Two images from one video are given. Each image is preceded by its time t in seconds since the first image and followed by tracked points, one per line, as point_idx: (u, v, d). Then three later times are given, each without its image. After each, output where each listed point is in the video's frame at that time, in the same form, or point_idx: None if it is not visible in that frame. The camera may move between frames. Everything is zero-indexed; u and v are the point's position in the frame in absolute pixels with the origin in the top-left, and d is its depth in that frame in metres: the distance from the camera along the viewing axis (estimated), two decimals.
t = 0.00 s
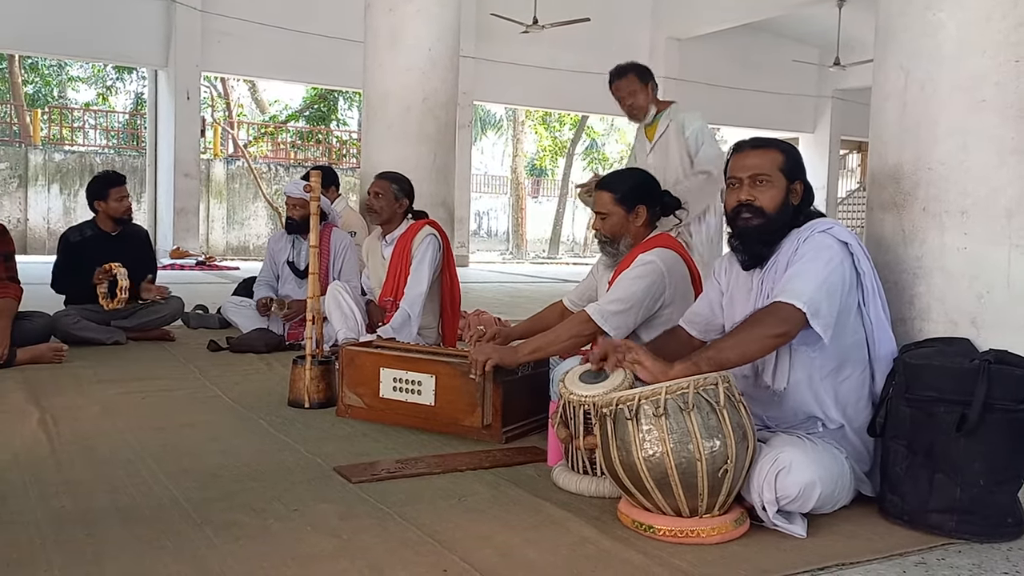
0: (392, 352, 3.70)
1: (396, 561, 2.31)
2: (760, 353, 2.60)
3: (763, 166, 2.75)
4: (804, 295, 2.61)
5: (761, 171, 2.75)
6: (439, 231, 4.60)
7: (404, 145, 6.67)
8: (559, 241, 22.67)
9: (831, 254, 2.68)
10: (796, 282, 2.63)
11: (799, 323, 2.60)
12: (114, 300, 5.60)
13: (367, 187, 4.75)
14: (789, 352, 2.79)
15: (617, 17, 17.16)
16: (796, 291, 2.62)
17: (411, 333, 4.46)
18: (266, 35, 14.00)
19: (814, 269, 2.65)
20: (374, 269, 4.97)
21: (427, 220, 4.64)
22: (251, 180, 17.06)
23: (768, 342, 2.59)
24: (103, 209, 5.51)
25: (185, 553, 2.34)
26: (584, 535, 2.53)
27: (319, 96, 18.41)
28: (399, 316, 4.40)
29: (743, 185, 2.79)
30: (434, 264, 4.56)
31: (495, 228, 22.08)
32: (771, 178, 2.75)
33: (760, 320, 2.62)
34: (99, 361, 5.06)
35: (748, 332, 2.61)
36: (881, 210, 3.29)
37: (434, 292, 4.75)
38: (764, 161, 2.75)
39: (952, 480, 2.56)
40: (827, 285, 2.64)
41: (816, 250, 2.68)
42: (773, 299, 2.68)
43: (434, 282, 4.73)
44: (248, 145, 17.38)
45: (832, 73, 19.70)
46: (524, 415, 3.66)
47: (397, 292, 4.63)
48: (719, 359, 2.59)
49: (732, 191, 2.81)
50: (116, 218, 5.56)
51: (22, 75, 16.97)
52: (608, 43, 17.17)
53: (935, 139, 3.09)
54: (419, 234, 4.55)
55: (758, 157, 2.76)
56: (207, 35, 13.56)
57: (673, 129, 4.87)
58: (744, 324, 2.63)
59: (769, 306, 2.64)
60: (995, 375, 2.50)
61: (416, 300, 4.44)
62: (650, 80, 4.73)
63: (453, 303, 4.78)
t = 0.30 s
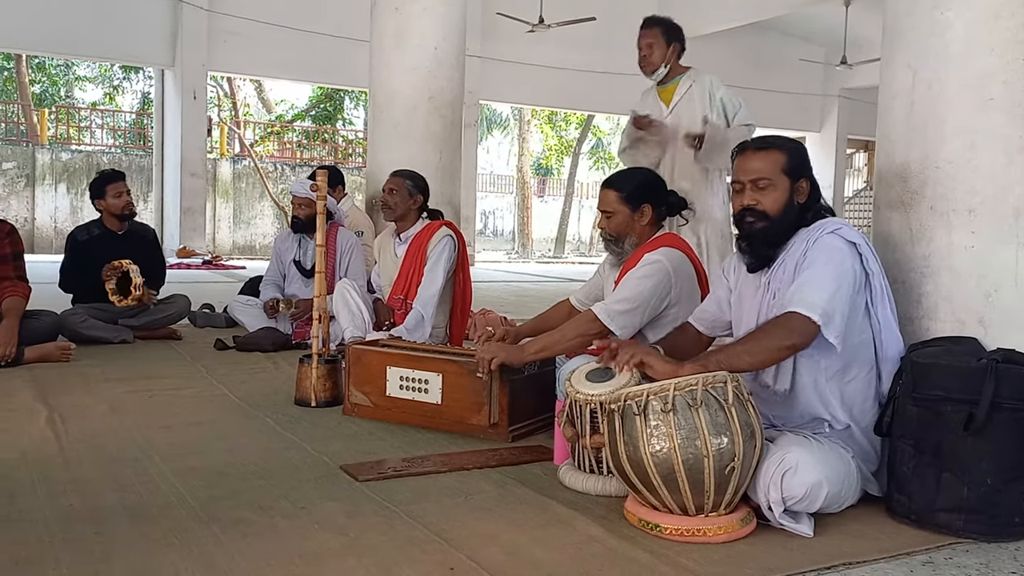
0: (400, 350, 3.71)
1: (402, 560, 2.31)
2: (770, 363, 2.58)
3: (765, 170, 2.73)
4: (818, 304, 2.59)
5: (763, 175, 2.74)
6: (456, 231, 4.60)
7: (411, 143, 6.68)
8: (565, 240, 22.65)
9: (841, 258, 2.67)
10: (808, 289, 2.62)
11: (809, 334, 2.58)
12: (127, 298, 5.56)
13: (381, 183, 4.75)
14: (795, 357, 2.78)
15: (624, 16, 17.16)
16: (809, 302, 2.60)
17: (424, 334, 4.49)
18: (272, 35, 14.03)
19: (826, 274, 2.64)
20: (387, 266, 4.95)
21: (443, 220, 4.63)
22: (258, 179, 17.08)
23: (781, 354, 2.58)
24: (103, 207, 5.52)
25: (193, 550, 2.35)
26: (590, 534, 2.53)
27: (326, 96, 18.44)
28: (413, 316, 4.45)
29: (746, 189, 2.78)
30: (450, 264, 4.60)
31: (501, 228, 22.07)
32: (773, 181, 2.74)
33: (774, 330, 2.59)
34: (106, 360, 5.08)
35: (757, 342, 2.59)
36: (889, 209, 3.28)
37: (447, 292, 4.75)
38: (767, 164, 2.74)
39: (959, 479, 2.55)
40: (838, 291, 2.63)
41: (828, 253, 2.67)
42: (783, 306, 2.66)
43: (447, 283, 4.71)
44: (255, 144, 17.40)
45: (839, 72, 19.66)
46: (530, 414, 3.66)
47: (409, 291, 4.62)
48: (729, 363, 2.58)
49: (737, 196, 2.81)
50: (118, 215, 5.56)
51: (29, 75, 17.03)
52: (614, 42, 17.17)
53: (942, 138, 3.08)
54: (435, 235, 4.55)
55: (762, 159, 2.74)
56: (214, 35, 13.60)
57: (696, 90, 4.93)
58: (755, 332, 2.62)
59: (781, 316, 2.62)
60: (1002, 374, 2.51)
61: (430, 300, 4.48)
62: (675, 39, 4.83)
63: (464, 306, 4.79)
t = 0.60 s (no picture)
0: (408, 348, 3.71)
1: (409, 556, 2.31)
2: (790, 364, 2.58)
3: (767, 173, 2.73)
4: (840, 306, 2.59)
5: (766, 178, 2.73)
6: (463, 230, 4.64)
7: (418, 142, 6.68)
8: (572, 239, 22.63)
9: (858, 258, 2.67)
10: (829, 288, 2.61)
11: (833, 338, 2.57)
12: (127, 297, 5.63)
13: (392, 182, 4.75)
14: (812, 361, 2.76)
15: (631, 15, 17.14)
16: (829, 303, 2.59)
17: (435, 333, 4.53)
18: (280, 33, 14.04)
19: (844, 274, 2.63)
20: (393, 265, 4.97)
21: (449, 219, 4.67)
22: (265, 178, 17.12)
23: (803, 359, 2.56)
24: (109, 207, 5.54)
25: (201, 547, 2.35)
26: (597, 531, 2.53)
27: (333, 94, 18.47)
28: (425, 316, 4.48)
29: (750, 193, 2.79)
30: (457, 263, 4.61)
31: (508, 226, 22.06)
32: (775, 183, 2.73)
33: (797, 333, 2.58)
34: (115, 357, 5.09)
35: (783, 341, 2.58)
36: (898, 206, 3.27)
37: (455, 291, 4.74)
38: (768, 167, 2.73)
39: (968, 478, 2.54)
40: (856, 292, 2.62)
41: (844, 254, 2.67)
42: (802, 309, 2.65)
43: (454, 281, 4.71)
44: (263, 143, 17.43)
45: (848, 70, 19.59)
46: (537, 412, 3.66)
47: (417, 290, 4.59)
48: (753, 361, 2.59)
49: (741, 199, 2.81)
50: (123, 214, 5.57)
51: (38, 73, 17.09)
52: (621, 41, 17.15)
53: (951, 135, 3.07)
54: (443, 234, 4.57)
55: (764, 163, 2.74)
56: (222, 33, 13.63)
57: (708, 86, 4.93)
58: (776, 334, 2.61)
59: (801, 320, 2.60)
60: (1011, 372, 2.49)
61: (441, 300, 4.52)
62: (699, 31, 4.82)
63: (471, 305, 4.79)
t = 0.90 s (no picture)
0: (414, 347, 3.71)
1: (414, 555, 2.31)
2: (807, 349, 2.56)
3: (770, 172, 2.72)
4: (845, 289, 2.59)
5: (767, 177, 2.73)
6: (460, 228, 4.65)
7: (423, 141, 6.69)
8: (579, 238, 22.61)
9: (863, 251, 2.66)
10: (834, 278, 2.61)
11: (842, 316, 2.57)
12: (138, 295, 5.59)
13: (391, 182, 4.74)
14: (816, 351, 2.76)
15: (637, 14, 17.13)
16: (836, 285, 2.60)
17: (441, 333, 4.52)
18: (286, 32, 14.06)
19: (850, 264, 2.62)
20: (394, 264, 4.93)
21: (447, 217, 4.67)
22: (272, 176, 17.13)
23: (816, 337, 2.55)
24: (117, 205, 5.54)
25: (206, 545, 2.36)
26: (603, 531, 2.53)
27: (340, 93, 18.49)
28: (431, 316, 4.47)
29: (753, 192, 2.78)
30: (457, 261, 4.62)
31: (515, 225, 22.03)
32: (778, 181, 2.72)
33: (804, 314, 2.58)
34: (122, 356, 5.10)
35: (794, 327, 2.56)
36: (905, 205, 3.26)
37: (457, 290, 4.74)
38: (770, 165, 2.72)
39: (975, 477, 2.53)
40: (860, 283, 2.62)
41: (850, 246, 2.66)
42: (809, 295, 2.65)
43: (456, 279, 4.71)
44: (269, 142, 17.46)
45: (854, 69, 19.53)
46: (543, 411, 3.66)
47: (420, 290, 4.60)
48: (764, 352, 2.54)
49: (744, 199, 2.80)
50: (131, 213, 5.58)
51: (46, 72, 17.14)
52: (628, 40, 17.13)
53: (959, 134, 3.06)
54: (440, 233, 4.58)
55: (765, 162, 2.73)
56: (229, 32, 13.66)
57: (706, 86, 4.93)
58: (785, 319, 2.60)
59: (809, 302, 2.61)
60: (1019, 370, 2.48)
61: (446, 301, 4.52)
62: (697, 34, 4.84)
63: (474, 301, 4.78)
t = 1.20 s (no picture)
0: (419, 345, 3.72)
1: (420, 553, 2.31)
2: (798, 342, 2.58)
3: (773, 171, 2.72)
4: (837, 283, 2.59)
5: (771, 175, 2.72)
6: (450, 226, 4.68)
7: (429, 139, 6.68)
8: (584, 237, 22.60)
9: (863, 247, 2.65)
10: (831, 272, 2.61)
11: (832, 311, 2.58)
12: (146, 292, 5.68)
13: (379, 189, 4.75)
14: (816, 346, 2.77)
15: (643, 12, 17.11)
16: (828, 280, 2.60)
17: (449, 332, 4.56)
18: (292, 31, 14.07)
19: (846, 259, 2.62)
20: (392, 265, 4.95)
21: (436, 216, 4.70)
22: (278, 175, 17.15)
23: (805, 332, 2.57)
24: (124, 205, 5.56)
25: (213, 543, 2.36)
26: (610, 529, 2.53)
27: (345, 92, 18.50)
28: (438, 317, 4.53)
29: (757, 190, 2.77)
30: (452, 259, 4.64)
31: (520, 224, 22.02)
32: (781, 180, 2.72)
33: (794, 310, 2.60)
34: (129, 354, 5.11)
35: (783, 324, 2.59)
36: (912, 203, 3.25)
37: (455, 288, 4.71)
38: (774, 164, 2.72)
39: (983, 476, 2.52)
40: (859, 279, 2.61)
41: (848, 242, 2.66)
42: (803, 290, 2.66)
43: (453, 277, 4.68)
44: (276, 141, 17.50)
45: (861, 67, 19.48)
46: (548, 409, 3.65)
47: (418, 291, 4.63)
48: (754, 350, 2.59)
49: (748, 199, 2.80)
50: (138, 212, 5.60)
51: (52, 72, 17.18)
52: (634, 38, 17.12)
53: (967, 131, 3.04)
54: (430, 233, 4.61)
55: (769, 160, 2.72)
56: (235, 31, 13.69)
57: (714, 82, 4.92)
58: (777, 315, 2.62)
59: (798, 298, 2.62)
60: None
61: (453, 301, 4.56)
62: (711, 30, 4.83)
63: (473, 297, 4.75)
